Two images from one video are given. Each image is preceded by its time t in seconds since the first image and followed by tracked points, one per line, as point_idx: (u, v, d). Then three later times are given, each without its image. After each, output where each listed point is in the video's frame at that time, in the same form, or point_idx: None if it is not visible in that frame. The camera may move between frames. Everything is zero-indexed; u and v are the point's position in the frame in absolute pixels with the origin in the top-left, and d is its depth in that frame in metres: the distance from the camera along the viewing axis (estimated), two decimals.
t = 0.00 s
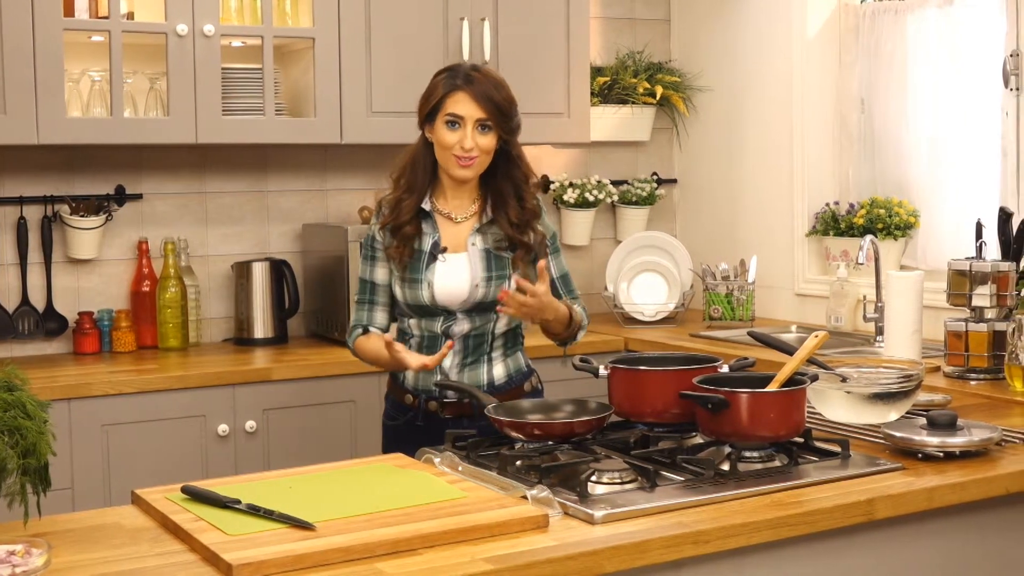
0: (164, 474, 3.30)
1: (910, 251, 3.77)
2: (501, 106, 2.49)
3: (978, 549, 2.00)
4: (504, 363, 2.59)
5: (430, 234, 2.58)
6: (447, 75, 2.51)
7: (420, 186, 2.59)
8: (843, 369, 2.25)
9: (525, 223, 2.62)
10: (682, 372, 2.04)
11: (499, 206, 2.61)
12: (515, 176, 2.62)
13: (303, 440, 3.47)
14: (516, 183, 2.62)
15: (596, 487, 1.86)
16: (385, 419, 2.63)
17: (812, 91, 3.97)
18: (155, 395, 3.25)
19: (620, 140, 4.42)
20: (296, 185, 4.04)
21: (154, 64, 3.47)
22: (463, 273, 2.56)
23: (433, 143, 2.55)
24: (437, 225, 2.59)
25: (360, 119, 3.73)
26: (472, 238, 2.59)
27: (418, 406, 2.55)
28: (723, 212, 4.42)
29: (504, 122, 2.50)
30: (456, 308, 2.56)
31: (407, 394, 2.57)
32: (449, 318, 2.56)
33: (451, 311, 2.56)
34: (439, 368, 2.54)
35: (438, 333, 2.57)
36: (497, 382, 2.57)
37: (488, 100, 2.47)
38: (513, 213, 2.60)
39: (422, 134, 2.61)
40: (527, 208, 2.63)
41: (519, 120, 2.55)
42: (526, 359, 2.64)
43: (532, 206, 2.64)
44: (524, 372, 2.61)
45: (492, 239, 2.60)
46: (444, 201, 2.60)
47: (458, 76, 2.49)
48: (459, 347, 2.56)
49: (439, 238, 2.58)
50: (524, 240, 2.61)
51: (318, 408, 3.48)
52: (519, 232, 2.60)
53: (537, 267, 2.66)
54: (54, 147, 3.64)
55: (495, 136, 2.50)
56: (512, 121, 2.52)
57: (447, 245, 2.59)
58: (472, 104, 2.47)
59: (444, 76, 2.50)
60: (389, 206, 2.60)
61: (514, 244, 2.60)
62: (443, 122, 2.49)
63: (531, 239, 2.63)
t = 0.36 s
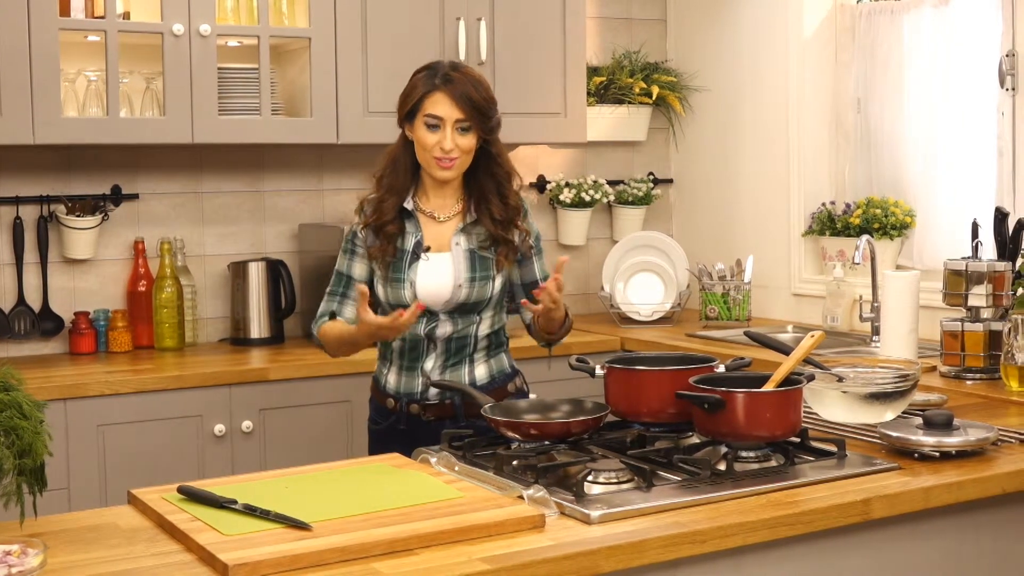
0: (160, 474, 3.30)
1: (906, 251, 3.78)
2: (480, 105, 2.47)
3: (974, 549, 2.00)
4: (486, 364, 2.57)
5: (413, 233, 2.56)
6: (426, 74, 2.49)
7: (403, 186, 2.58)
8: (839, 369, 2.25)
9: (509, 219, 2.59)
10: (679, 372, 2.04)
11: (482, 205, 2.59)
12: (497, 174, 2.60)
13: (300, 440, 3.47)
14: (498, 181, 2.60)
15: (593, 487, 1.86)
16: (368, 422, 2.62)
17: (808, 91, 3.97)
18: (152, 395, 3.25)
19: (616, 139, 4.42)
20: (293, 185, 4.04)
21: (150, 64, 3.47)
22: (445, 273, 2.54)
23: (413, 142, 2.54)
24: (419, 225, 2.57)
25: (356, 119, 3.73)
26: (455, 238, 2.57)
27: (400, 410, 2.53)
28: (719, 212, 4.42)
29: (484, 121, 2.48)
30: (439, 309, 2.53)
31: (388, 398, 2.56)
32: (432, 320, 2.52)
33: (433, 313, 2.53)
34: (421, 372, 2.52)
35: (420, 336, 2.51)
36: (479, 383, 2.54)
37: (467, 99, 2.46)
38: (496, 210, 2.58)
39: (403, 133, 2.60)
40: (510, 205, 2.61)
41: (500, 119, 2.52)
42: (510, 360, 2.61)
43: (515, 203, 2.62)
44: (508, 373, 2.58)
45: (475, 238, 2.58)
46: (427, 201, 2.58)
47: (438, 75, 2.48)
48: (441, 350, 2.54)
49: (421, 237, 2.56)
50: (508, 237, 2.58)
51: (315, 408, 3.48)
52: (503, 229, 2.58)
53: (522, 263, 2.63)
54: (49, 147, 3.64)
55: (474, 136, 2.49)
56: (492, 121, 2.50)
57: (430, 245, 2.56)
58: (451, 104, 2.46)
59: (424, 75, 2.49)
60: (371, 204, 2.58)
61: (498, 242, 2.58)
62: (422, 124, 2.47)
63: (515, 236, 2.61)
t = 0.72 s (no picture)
0: (162, 475, 3.30)
1: (908, 251, 3.77)
2: (481, 124, 2.42)
3: (976, 549, 2.00)
4: (476, 377, 2.54)
5: (401, 239, 2.55)
6: (435, 79, 2.43)
7: (392, 187, 2.54)
8: (841, 369, 2.25)
9: (500, 238, 2.58)
10: (681, 372, 2.04)
11: (474, 218, 2.56)
12: (490, 190, 2.57)
13: (301, 440, 3.47)
14: (493, 199, 2.58)
15: (594, 487, 1.85)
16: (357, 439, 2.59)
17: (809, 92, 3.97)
18: (153, 395, 3.25)
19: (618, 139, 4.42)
20: (295, 184, 4.04)
21: (152, 64, 3.47)
22: (435, 281, 2.48)
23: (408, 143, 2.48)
24: (407, 231, 2.55)
25: (358, 119, 3.73)
26: (443, 246, 2.54)
27: (388, 425, 2.50)
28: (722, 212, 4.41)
29: (482, 139, 2.44)
30: (426, 319, 2.48)
31: (376, 413, 2.53)
32: (420, 330, 2.49)
33: (422, 323, 2.49)
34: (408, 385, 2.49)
35: (408, 348, 2.49)
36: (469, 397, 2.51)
37: (469, 115, 2.41)
38: (489, 226, 2.56)
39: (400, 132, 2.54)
40: (504, 225, 2.59)
41: (498, 141, 2.48)
42: (501, 372, 2.57)
43: (509, 223, 2.60)
44: (498, 385, 2.54)
45: (462, 247, 2.56)
46: (412, 208, 2.55)
47: (447, 83, 2.42)
48: (430, 362, 2.51)
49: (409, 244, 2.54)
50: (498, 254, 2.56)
51: (316, 408, 3.48)
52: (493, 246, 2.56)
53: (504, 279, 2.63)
54: (51, 147, 3.64)
55: (468, 152, 2.45)
56: (491, 141, 2.46)
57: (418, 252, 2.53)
58: (452, 116, 2.40)
59: (432, 80, 2.43)
60: (361, 204, 2.57)
61: (487, 255, 2.55)
62: (419, 128, 2.42)
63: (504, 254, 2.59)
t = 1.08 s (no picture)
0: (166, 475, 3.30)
1: (914, 251, 3.73)
2: (463, 101, 2.36)
3: (982, 549, 2.00)
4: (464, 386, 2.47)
5: (390, 246, 2.47)
6: (405, 68, 2.39)
7: (382, 192, 2.48)
8: (847, 369, 2.24)
9: (497, 232, 2.49)
10: (686, 372, 2.04)
11: (469, 214, 2.48)
12: (485, 177, 2.50)
13: (306, 440, 3.47)
14: (486, 190, 2.50)
15: (600, 487, 1.85)
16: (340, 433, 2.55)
17: (814, 92, 3.97)
18: (158, 395, 3.25)
19: (623, 140, 4.42)
20: (300, 184, 4.04)
21: (158, 64, 3.47)
22: (423, 289, 2.43)
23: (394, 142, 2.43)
24: (398, 236, 2.47)
25: (363, 118, 3.72)
26: (435, 252, 2.47)
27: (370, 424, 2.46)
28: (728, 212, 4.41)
29: (468, 117, 2.37)
30: (412, 325, 2.43)
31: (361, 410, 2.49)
32: (404, 335, 2.44)
33: (407, 329, 2.44)
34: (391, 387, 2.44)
35: (393, 350, 2.45)
36: (456, 406, 2.44)
37: (448, 95, 2.34)
38: (482, 220, 2.47)
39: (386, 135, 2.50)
40: (499, 215, 2.50)
41: (486, 116, 2.41)
42: (490, 380, 2.51)
43: (506, 213, 2.51)
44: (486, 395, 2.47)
45: (458, 253, 2.48)
46: (408, 209, 2.48)
47: (417, 69, 2.37)
48: (415, 368, 2.45)
49: (399, 250, 2.46)
50: (493, 251, 2.48)
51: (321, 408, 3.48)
52: (488, 242, 2.47)
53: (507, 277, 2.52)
54: (57, 147, 3.64)
55: (457, 133, 2.37)
56: (478, 116, 2.38)
57: (408, 259, 2.47)
58: (431, 99, 2.35)
59: (404, 70, 2.39)
60: (350, 210, 2.49)
61: (481, 255, 2.47)
62: (401, 121, 2.37)
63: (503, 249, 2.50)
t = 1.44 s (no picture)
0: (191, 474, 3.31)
1: (940, 250, 3.73)
2: (450, 94, 2.33)
3: (1011, 551, 1.98)
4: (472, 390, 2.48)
5: (391, 250, 2.42)
6: (389, 63, 2.35)
7: (373, 193, 2.44)
8: (873, 369, 2.23)
9: (492, 225, 2.51)
10: (712, 372, 2.03)
11: (464, 211, 2.49)
12: (474, 172, 2.49)
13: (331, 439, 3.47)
14: (478, 184, 2.50)
15: (625, 487, 1.85)
16: (331, 443, 2.46)
17: (841, 92, 3.96)
18: (183, 394, 3.26)
19: (647, 139, 4.41)
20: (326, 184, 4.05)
21: (184, 64, 3.49)
22: (434, 293, 2.40)
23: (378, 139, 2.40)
24: (397, 239, 2.43)
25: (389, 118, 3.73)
26: (439, 253, 2.45)
27: (381, 435, 2.40)
28: (753, 212, 4.39)
29: (454, 110, 2.34)
30: (424, 332, 2.39)
31: (366, 421, 2.41)
32: (415, 342, 2.40)
33: (417, 335, 2.40)
34: (404, 396, 2.40)
35: (402, 359, 2.39)
36: (469, 411, 2.45)
37: (434, 88, 2.31)
38: (479, 216, 2.49)
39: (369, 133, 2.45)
40: (492, 209, 2.51)
41: (472, 109, 2.38)
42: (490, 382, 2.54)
43: (498, 206, 2.52)
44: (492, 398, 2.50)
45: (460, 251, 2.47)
46: (399, 210, 2.45)
47: (401, 62, 2.34)
48: (426, 374, 2.42)
49: (401, 254, 2.42)
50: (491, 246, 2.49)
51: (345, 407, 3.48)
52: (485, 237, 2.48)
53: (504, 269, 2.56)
54: (84, 147, 3.66)
55: (445, 127, 2.34)
56: (464, 110, 2.35)
57: (412, 262, 2.43)
58: (417, 93, 2.31)
59: (387, 63, 2.35)
60: (339, 216, 2.41)
61: (480, 251, 2.48)
62: (386, 116, 2.33)
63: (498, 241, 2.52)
